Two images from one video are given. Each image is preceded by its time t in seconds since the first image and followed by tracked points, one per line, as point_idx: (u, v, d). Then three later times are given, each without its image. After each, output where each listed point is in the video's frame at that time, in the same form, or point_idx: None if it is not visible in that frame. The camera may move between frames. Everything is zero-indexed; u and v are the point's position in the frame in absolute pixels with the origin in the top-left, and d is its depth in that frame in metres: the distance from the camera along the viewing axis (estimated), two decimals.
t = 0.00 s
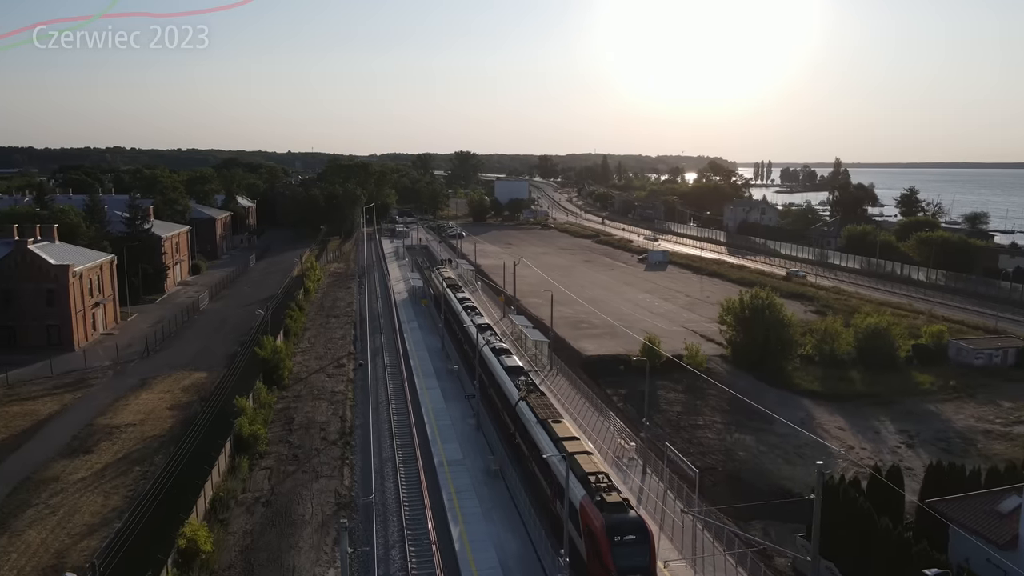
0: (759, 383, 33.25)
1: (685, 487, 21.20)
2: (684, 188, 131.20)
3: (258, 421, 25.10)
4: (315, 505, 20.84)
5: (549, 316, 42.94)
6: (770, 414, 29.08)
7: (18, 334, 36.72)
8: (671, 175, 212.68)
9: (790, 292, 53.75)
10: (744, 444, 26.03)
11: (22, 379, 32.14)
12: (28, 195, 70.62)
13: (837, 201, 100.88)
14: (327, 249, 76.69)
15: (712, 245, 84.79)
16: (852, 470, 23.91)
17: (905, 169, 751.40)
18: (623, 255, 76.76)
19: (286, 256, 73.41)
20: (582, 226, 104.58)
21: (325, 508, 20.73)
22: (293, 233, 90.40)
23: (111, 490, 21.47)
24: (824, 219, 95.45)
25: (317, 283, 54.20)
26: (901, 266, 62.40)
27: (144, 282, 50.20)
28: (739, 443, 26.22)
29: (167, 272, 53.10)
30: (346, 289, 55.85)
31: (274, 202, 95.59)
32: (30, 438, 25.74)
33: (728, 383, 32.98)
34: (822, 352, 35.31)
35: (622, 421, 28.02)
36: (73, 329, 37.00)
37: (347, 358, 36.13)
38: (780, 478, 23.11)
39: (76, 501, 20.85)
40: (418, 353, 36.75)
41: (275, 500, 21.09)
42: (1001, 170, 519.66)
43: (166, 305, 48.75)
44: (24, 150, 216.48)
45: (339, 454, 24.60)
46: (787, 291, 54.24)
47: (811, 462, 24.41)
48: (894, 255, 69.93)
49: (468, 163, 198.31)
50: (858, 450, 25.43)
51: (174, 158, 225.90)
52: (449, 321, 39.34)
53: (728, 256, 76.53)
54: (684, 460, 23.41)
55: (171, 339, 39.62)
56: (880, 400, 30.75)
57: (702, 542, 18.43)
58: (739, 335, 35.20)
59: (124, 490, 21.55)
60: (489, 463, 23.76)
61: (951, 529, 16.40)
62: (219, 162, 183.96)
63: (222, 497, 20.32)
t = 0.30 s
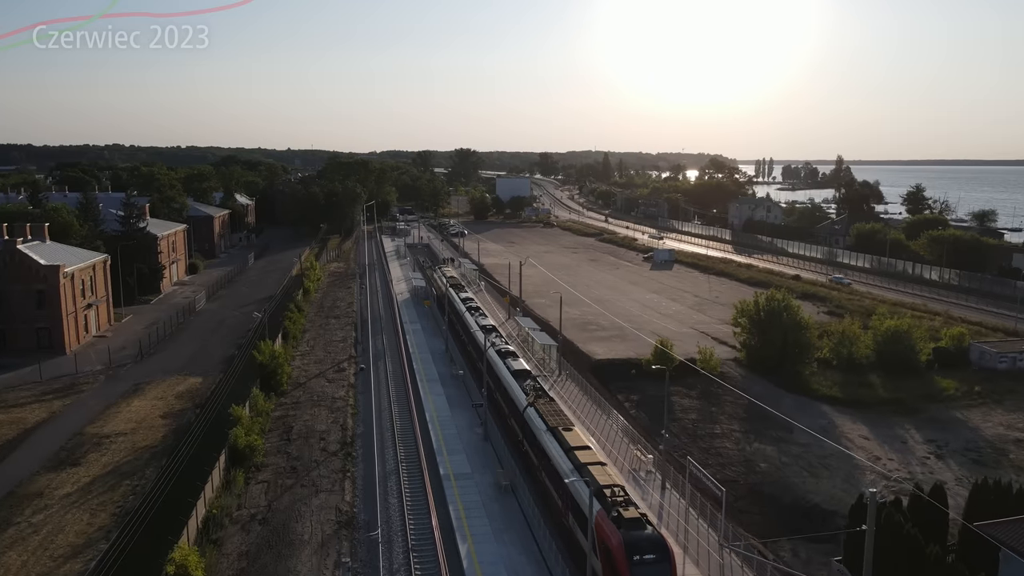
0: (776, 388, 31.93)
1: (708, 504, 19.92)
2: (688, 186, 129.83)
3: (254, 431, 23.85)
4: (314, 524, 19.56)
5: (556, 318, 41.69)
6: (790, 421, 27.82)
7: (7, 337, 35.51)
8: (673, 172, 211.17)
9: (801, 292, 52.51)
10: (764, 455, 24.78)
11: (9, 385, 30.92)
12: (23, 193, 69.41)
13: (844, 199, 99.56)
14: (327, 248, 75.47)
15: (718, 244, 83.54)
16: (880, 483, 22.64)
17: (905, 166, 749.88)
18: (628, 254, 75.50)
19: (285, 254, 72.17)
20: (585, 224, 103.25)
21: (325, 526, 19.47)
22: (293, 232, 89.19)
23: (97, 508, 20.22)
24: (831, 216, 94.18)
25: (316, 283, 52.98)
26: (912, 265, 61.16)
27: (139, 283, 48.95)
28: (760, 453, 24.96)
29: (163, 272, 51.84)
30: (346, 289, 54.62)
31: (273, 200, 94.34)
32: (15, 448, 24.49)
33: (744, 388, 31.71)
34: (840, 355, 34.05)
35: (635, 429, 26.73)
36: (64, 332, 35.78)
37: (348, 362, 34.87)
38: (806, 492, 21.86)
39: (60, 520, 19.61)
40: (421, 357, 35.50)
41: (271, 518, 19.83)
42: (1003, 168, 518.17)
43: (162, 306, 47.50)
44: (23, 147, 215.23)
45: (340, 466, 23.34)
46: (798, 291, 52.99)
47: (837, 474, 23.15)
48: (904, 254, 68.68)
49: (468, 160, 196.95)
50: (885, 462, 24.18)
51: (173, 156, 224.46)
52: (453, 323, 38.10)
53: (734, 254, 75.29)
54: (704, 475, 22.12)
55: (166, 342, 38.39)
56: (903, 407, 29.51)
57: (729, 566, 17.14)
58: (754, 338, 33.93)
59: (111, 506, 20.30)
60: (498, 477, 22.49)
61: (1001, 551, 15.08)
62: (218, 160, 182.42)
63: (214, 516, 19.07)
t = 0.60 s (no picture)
0: (794, 396, 30.56)
1: (733, 527, 18.55)
2: (691, 184, 128.41)
3: (248, 445, 22.52)
4: (310, 549, 18.21)
5: (562, 321, 40.31)
6: (811, 432, 26.44)
7: None
8: (675, 170, 209.57)
9: (813, 293, 51.15)
10: (787, 469, 23.39)
11: None
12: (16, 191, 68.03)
13: (850, 197, 98.15)
14: (326, 247, 74.10)
15: (724, 243, 82.14)
16: (912, 502, 21.32)
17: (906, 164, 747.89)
18: (632, 253, 74.10)
19: (283, 254, 70.79)
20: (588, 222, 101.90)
21: (322, 551, 18.12)
22: (291, 231, 87.81)
23: (79, 531, 18.86)
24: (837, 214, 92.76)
25: (315, 285, 51.63)
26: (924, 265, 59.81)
27: (133, 284, 47.59)
28: (782, 467, 23.58)
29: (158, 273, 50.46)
30: (345, 290, 53.25)
31: (272, 198, 92.94)
32: None
33: (761, 396, 30.35)
34: (860, 361, 32.72)
35: (650, 441, 25.34)
36: (52, 336, 34.42)
37: (347, 368, 33.50)
38: (834, 512, 20.52)
39: (38, 545, 18.25)
40: (423, 363, 34.13)
41: (265, 542, 18.48)
42: (1004, 166, 516.56)
43: (156, 308, 46.16)
44: (21, 145, 213.64)
45: (339, 483, 21.99)
46: (809, 293, 51.62)
47: (866, 492, 21.81)
48: (914, 253, 67.33)
49: (468, 158, 195.43)
50: (916, 478, 22.83)
51: (171, 154, 222.99)
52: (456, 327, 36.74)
53: (740, 253, 73.92)
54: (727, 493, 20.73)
55: (159, 347, 37.04)
56: (929, 417, 28.16)
57: None
58: (770, 343, 32.53)
59: (93, 529, 18.93)
60: (507, 496, 21.12)
61: None
62: (216, 157, 180.98)
63: (203, 541, 17.72)
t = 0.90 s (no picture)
0: (812, 405, 29.18)
1: (760, 554, 17.20)
2: (694, 181, 126.88)
3: (239, 461, 21.15)
4: None
5: (568, 324, 38.90)
6: (834, 446, 25.06)
7: None
8: (677, 167, 207.91)
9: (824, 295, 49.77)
10: (812, 486, 22.01)
11: None
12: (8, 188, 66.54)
13: (857, 195, 96.68)
14: (324, 246, 72.67)
15: (729, 242, 80.68)
16: (948, 524, 19.96)
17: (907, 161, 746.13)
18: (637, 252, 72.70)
19: (281, 252, 69.45)
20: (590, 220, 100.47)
21: None
22: (290, 229, 86.42)
23: (54, 557, 17.47)
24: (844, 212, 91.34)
25: (313, 286, 50.21)
26: (937, 265, 58.41)
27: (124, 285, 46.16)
28: (807, 484, 22.19)
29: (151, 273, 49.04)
30: (344, 291, 51.86)
31: (270, 196, 91.45)
32: None
33: (779, 404, 28.96)
34: (880, 367, 31.39)
35: (665, 455, 23.93)
36: (38, 341, 33.03)
37: (345, 375, 32.09)
38: (866, 536, 19.18)
39: (10, 573, 16.89)
40: (424, 369, 32.72)
41: (254, 570, 17.09)
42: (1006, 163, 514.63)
43: (148, 310, 44.74)
44: (19, 142, 212.24)
45: (335, 502, 20.58)
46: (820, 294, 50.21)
47: (897, 512, 20.44)
48: (925, 253, 65.92)
49: (469, 155, 193.88)
50: (950, 497, 21.46)
51: (170, 151, 221.65)
52: (458, 332, 35.35)
53: (747, 252, 72.52)
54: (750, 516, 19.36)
55: (150, 351, 35.67)
56: (956, 428, 26.78)
57: None
58: (787, 349, 31.14)
59: (71, 555, 17.58)
60: (515, 517, 19.74)
61: None
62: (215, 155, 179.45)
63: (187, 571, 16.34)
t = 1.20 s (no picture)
0: (833, 415, 27.76)
1: None
2: (697, 180, 125.37)
3: (226, 481, 19.68)
4: None
5: (574, 329, 37.44)
6: (860, 461, 23.61)
7: None
8: (679, 165, 206.28)
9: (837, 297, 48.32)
10: (841, 507, 20.55)
11: None
12: None
13: (864, 193, 95.23)
14: (323, 246, 71.23)
15: (735, 241, 79.23)
16: (990, 550, 18.51)
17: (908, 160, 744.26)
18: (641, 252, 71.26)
19: (279, 253, 67.99)
20: (592, 219, 99.02)
21: None
22: (288, 228, 84.98)
23: None
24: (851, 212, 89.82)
25: (310, 287, 48.70)
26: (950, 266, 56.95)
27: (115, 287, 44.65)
28: (835, 505, 20.70)
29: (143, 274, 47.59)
30: (342, 293, 50.41)
31: (268, 194, 89.99)
32: None
33: (798, 415, 27.50)
34: (904, 374, 29.96)
35: (681, 473, 22.47)
36: (21, 347, 31.56)
37: (342, 383, 30.61)
38: (903, 563, 17.74)
39: None
40: (425, 377, 31.22)
41: None
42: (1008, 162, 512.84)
43: (140, 313, 43.30)
44: (17, 140, 211.07)
45: (329, 526, 19.14)
46: (832, 296, 48.78)
47: (934, 537, 18.99)
48: (937, 253, 64.48)
49: (469, 153, 192.28)
50: (989, 520, 20.02)
51: (169, 149, 220.13)
52: (461, 338, 33.86)
53: (754, 252, 71.10)
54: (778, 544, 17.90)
55: (139, 357, 34.20)
56: (988, 441, 25.34)
57: None
58: (805, 355, 29.67)
59: None
60: (524, 544, 18.29)
61: None
62: (214, 153, 177.87)
63: None
